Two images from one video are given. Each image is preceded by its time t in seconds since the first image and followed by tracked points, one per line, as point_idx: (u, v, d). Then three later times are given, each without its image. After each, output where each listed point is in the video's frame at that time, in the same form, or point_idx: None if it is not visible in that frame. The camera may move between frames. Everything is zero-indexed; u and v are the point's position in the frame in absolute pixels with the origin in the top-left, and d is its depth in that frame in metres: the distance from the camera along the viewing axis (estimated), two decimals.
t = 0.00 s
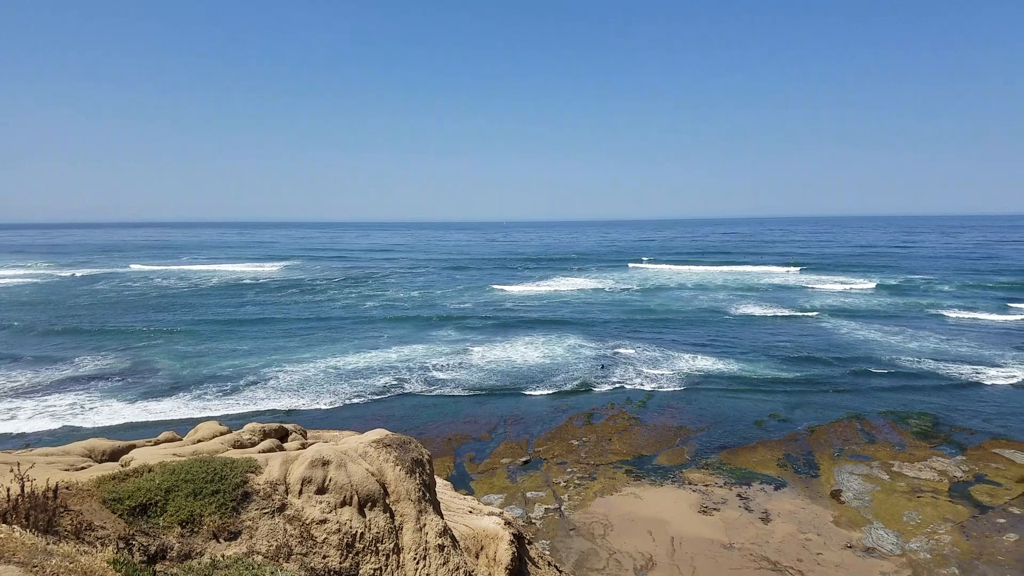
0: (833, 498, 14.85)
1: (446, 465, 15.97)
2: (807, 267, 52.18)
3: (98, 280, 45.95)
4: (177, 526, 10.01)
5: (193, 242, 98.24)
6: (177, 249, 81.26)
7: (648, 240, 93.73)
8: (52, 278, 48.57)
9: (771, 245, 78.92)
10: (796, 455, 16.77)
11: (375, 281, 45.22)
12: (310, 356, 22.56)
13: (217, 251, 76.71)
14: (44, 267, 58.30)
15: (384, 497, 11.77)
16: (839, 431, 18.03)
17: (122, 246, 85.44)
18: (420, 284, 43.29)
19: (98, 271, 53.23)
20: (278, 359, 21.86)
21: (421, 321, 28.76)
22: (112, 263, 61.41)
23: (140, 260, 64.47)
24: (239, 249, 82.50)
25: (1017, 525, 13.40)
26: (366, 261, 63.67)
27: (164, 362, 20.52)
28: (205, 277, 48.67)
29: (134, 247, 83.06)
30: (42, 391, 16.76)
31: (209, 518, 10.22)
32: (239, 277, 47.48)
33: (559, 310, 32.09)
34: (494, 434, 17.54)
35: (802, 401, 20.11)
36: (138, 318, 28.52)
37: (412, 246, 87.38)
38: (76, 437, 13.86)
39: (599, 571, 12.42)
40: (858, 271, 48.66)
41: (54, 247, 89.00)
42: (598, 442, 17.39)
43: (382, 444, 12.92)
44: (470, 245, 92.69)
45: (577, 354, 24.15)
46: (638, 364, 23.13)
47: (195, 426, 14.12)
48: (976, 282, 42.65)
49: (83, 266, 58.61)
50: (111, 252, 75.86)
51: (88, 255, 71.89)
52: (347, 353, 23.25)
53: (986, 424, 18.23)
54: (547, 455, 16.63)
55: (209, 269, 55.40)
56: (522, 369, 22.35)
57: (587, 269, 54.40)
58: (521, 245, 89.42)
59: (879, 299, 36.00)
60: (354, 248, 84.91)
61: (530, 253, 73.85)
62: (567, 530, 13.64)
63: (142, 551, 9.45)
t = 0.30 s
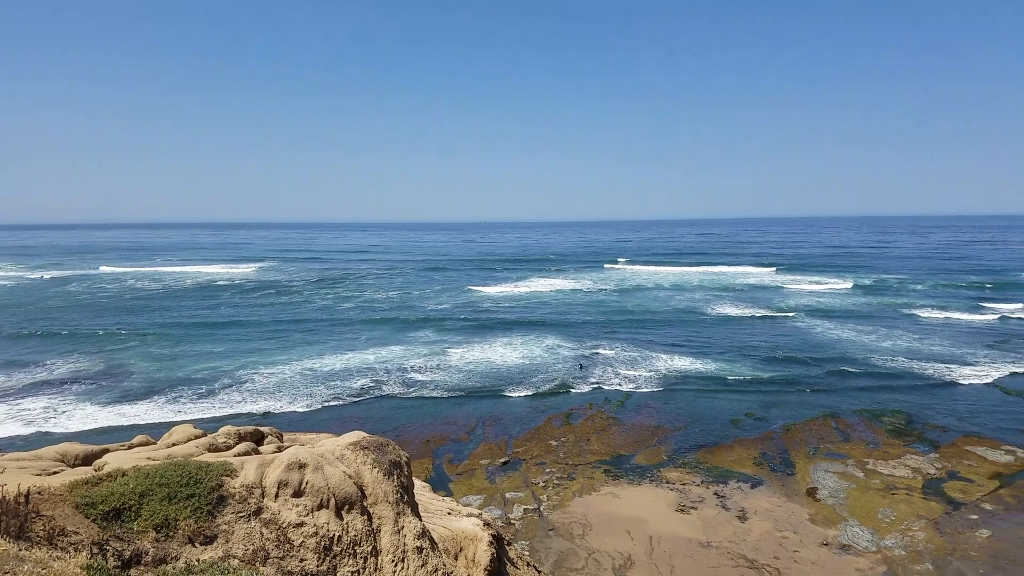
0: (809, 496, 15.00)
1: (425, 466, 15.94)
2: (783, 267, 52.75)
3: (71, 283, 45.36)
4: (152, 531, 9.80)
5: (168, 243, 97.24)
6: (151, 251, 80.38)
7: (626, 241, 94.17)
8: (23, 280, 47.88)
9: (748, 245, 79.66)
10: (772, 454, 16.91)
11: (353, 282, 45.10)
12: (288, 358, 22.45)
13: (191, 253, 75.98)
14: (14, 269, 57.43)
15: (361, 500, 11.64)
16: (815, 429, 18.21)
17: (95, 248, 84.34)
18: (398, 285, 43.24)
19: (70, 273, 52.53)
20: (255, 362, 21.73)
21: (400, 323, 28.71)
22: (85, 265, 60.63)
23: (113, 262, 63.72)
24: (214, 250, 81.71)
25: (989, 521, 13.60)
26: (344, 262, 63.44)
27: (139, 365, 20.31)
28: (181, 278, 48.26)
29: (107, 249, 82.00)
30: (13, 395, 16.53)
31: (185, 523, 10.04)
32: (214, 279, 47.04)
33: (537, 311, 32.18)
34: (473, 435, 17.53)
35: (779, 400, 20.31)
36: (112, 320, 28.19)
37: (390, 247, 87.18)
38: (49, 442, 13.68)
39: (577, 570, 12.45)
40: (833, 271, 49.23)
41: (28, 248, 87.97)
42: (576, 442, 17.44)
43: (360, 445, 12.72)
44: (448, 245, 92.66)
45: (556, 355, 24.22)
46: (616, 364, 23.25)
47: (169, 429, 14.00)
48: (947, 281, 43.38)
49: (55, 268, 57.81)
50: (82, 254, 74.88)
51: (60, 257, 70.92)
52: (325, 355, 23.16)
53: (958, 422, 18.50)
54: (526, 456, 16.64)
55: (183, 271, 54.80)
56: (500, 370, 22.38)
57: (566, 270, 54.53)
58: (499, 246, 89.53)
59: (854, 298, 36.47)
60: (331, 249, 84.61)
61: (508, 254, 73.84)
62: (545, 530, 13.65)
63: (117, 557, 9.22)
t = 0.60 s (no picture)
0: (788, 490, 15.16)
1: (407, 466, 15.92)
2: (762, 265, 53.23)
3: (45, 285, 44.67)
4: (130, 534, 9.67)
5: (145, 244, 96.04)
6: (125, 252, 79.29)
7: (606, 240, 94.40)
8: None
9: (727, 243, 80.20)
10: (752, 449, 17.07)
11: (332, 283, 44.85)
12: (268, 359, 22.31)
13: (167, 254, 75.12)
14: None
15: (342, 501, 11.60)
16: (793, 425, 18.41)
17: (69, 250, 83.03)
18: (379, 286, 43.08)
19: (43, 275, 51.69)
20: (234, 363, 21.58)
21: (381, 323, 28.64)
22: (57, 267, 59.67)
23: (87, 263, 62.80)
24: (190, 251, 80.76)
25: (964, 514, 13.82)
26: (323, 262, 63.07)
27: (115, 368, 20.09)
28: (157, 280, 47.71)
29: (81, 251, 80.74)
30: None
31: (163, 526, 9.93)
32: (191, 281, 46.54)
33: (518, 310, 32.22)
34: (456, 435, 17.53)
35: (758, 396, 20.50)
36: (87, 323, 27.81)
37: (369, 247, 86.73)
38: (24, 446, 13.50)
39: (560, 568, 12.49)
40: (811, 269, 49.71)
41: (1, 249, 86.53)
42: (559, 440, 17.49)
43: (340, 446, 12.67)
44: (428, 245, 92.40)
45: (537, 354, 24.28)
46: (597, 362, 23.35)
47: (147, 432, 13.86)
48: (923, 277, 44.01)
49: (27, 271, 56.84)
50: (55, 256, 73.71)
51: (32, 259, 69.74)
52: (306, 356, 23.04)
53: (934, 416, 18.79)
54: (508, 455, 16.67)
55: (159, 272, 54.18)
56: (482, 369, 22.40)
57: (546, 269, 54.58)
58: (480, 245, 89.41)
59: (832, 295, 36.88)
60: (310, 249, 84.03)
61: (489, 253, 73.85)
62: (528, 529, 13.68)
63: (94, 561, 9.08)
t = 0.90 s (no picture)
0: (761, 481, 15.36)
1: (384, 463, 15.84)
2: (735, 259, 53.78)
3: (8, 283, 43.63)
4: (99, 535, 9.47)
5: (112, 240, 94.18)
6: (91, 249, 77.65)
7: (580, 236, 94.57)
8: None
9: (701, 238, 80.78)
10: (725, 441, 17.26)
11: (306, 279, 44.41)
12: (241, 357, 22.07)
13: (135, 251, 73.75)
14: None
15: (317, 499, 11.50)
16: (766, 416, 18.64)
17: (32, 246, 81.11)
18: (353, 282, 42.77)
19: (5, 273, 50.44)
20: (206, 361, 21.31)
21: (356, 319, 28.46)
22: (20, 265, 58.28)
23: (51, 261, 61.42)
24: (158, 247, 79.35)
25: (932, 502, 14.11)
26: (296, 258, 62.43)
27: (84, 367, 19.71)
28: (125, 277, 46.85)
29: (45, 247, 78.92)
30: None
31: (133, 526, 9.75)
32: (160, 277, 45.79)
33: (494, 306, 32.21)
34: (433, 431, 17.49)
35: (732, 389, 20.74)
36: (53, 322, 27.23)
37: (342, 243, 85.98)
38: None
39: (537, 561, 12.53)
40: (783, 263, 50.30)
41: None
42: (536, 435, 17.53)
43: (314, 444, 12.57)
44: (401, 240, 91.84)
45: (513, 349, 24.30)
46: (573, 357, 23.43)
47: (116, 432, 13.63)
48: (891, 271, 44.80)
49: None
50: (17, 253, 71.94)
51: None
52: (280, 353, 22.81)
53: (903, 407, 19.15)
54: (486, 450, 16.67)
55: (127, 269, 53.23)
56: (458, 365, 22.36)
57: (522, 265, 54.48)
58: (455, 241, 89.02)
59: (803, 289, 37.38)
60: (281, 245, 83.06)
61: (464, 248, 73.66)
62: (505, 523, 13.69)
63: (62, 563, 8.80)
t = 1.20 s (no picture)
0: (732, 473, 15.55)
1: (357, 461, 15.77)
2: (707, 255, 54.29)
3: None
4: (65, 537, 9.29)
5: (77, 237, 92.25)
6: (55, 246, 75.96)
7: (555, 232, 94.78)
8: None
9: (674, 234, 81.40)
10: (697, 434, 17.44)
11: (277, 276, 43.99)
12: (211, 355, 21.80)
13: (101, 247, 72.34)
14: None
15: (288, 498, 11.41)
16: (737, 409, 18.86)
17: None
18: (325, 278, 42.44)
19: None
20: (175, 360, 21.02)
21: (328, 316, 28.28)
22: None
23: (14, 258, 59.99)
24: (124, 244, 77.87)
25: (898, 492, 14.39)
26: (267, 255, 61.77)
27: (48, 367, 19.32)
28: (90, 275, 45.95)
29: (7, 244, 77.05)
30: None
31: (100, 528, 9.57)
32: (127, 275, 45.01)
33: (467, 302, 32.19)
34: (407, 428, 17.44)
35: (703, 383, 20.95)
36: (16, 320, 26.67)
37: (315, 240, 85.16)
38: None
39: (512, 557, 12.56)
40: (755, 258, 50.90)
41: None
42: (511, 430, 17.57)
43: (285, 442, 12.43)
44: (375, 237, 91.21)
45: (487, 345, 24.30)
46: (546, 353, 23.50)
47: (82, 432, 13.40)
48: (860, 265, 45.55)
49: None
50: None
51: None
52: (251, 351, 22.58)
53: (871, 399, 19.51)
54: (460, 446, 16.66)
55: (92, 267, 52.24)
56: (432, 361, 22.32)
57: (496, 261, 54.48)
58: (429, 237, 88.70)
59: (774, 284, 37.86)
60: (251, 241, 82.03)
61: (438, 244, 73.40)
62: (480, 519, 13.69)
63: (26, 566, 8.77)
